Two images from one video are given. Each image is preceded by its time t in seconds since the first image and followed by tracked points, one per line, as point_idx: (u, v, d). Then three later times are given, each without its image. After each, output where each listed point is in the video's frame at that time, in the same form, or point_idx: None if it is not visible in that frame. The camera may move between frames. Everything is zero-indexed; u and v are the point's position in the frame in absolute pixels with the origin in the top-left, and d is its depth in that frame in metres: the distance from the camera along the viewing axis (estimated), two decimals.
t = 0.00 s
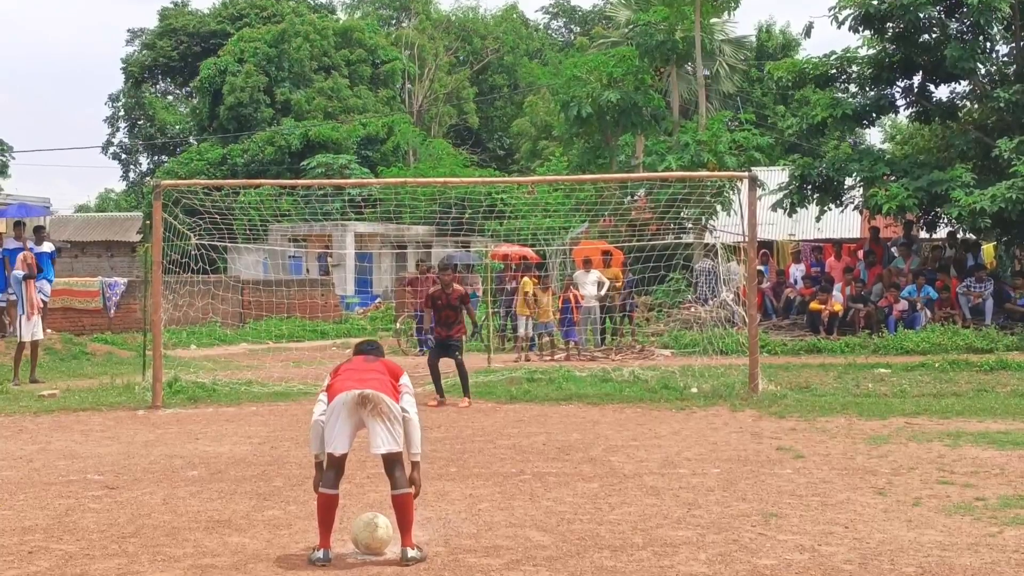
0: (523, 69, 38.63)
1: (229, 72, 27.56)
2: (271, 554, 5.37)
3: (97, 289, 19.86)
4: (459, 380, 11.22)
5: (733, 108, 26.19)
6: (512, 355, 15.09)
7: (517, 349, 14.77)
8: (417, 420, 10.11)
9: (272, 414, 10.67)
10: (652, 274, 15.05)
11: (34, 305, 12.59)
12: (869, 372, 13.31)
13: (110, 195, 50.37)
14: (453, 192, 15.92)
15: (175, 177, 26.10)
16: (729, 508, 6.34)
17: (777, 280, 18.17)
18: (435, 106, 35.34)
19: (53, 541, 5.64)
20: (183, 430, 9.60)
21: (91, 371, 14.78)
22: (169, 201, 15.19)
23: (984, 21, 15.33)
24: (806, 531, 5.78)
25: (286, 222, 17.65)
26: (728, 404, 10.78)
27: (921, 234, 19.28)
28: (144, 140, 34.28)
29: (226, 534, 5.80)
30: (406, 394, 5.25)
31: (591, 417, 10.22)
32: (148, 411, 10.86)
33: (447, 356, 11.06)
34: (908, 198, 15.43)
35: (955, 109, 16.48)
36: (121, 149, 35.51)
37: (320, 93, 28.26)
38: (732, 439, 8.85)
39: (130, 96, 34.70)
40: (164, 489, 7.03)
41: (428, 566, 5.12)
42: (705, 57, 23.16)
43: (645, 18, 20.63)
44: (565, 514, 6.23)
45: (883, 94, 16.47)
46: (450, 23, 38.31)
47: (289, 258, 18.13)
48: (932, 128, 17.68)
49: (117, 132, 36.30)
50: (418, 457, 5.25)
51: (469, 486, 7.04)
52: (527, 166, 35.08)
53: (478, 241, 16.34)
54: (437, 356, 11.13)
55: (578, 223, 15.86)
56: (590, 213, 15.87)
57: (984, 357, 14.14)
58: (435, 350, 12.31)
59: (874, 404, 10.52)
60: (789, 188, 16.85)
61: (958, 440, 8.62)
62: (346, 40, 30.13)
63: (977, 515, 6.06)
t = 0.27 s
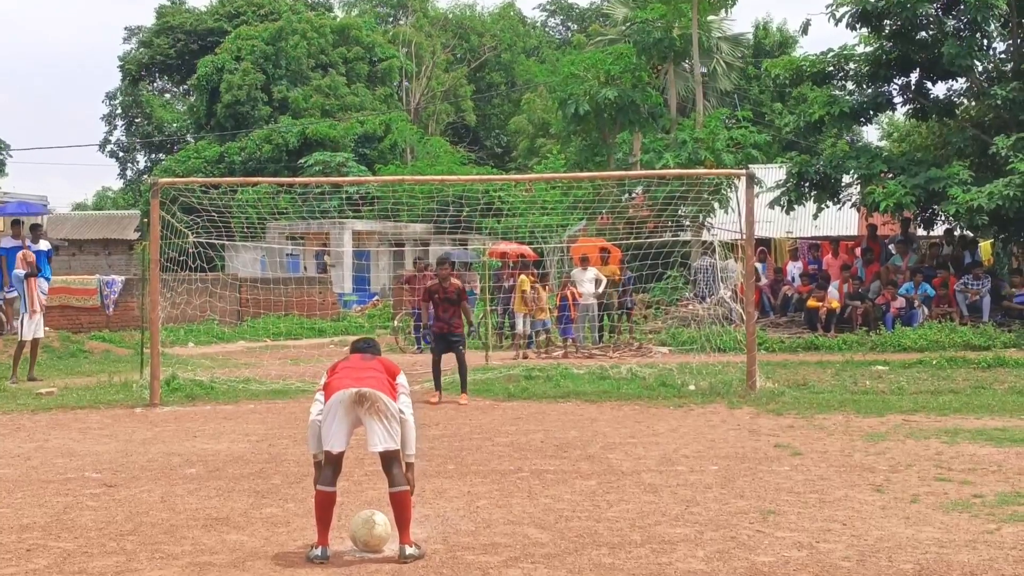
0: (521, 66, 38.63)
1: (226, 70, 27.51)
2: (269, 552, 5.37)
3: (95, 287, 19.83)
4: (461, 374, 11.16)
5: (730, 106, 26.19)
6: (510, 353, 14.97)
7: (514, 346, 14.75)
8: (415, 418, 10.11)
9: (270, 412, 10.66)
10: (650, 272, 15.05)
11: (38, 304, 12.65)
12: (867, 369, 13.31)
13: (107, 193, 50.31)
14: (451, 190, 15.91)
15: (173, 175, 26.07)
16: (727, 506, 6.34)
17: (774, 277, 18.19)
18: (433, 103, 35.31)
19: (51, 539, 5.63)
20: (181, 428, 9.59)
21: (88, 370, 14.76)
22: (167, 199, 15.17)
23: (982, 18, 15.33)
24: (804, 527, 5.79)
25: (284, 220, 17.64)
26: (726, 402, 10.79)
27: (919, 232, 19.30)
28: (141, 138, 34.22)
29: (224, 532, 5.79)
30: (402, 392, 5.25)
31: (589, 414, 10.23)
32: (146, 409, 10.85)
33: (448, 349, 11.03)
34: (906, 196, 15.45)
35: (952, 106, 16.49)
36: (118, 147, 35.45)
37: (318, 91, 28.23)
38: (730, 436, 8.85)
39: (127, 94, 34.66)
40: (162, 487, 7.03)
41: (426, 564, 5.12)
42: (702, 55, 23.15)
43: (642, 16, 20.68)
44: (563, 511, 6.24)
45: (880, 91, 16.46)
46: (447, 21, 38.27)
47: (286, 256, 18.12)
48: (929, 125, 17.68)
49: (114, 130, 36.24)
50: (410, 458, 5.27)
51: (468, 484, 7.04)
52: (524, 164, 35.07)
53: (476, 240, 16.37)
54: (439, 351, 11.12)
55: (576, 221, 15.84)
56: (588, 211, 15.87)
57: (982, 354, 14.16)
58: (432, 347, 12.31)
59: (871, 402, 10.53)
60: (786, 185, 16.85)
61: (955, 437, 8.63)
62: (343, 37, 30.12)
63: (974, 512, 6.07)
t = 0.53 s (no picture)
0: (515, 65, 38.60)
1: (221, 69, 27.45)
2: (265, 552, 5.37)
3: (90, 288, 19.79)
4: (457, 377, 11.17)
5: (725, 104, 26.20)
6: (505, 352, 14.91)
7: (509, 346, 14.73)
8: (411, 417, 10.10)
9: (266, 412, 10.65)
10: (646, 270, 15.09)
11: (32, 305, 12.59)
12: (862, 367, 13.33)
13: (102, 193, 50.20)
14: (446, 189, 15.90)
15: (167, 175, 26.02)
16: (723, 504, 6.35)
17: (770, 275, 18.20)
18: (427, 103, 35.26)
19: (47, 540, 5.62)
20: (176, 429, 9.58)
21: (83, 370, 14.73)
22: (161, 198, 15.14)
23: (976, 15, 15.36)
24: (800, 526, 5.79)
25: (279, 219, 17.60)
26: (722, 400, 10.80)
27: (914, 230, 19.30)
28: (136, 138, 34.15)
29: (220, 532, 5.79)
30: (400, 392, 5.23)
31: (584, 413, 10.23)
32: (141, 410, 10.83)
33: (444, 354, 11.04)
34: (900, 193, 15.47)
35: (947, 104, 16.51)
36: (113, 147, 35.39)
37: (312, 90, 28.20)
38: (725, 435, 8.86)
39: (121, 94, 34.60)
40: (158, 487, 7.02)
41: (422, 563, 5.11)
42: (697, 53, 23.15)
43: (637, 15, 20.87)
44: (559, 510, 6.24)
45: (875, 89, 16.47)
46: (441, 20, 38.22)
47: (281, 255, 18.10)
48: (924, 123, 17.70)
49: (109, 130, 36.16)
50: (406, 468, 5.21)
51: (463, 483, 7.04)
52: (519, 163, 35.05)
53: (471, 239, 16.35)
54: (435, 355, 11.12)
55: (571, 220, 15.83)
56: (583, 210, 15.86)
57: (977, 352, 14.17)
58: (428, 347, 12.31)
59: (866, 399, 10.54)
60: (781, 183, 16.85)
61: (951, 435, 8.64)
62: (338, 37, 30.09)
63: (970, 510, 6.08)
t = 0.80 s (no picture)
0: (506, 71, 38.64)
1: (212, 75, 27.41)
2: (256, 559, 5.34)
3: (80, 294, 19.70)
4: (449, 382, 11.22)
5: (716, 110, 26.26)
6: (497, 357, 15.09)
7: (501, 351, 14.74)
8: (403, 423, 10.08)
9: (257, 419, 10.62)
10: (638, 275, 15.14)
11: (22, 309, 12.52)
12: (854, 372, 13.35)
13: (92, 199, 50.05)
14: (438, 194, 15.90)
15: (159, 180, 25.98)
16: (715, 510, 6.35)
17: (761, 280, 18.27)
18: (419, 108, 35.27)
19: (37, 548, 5.59)
20: (168, 435, 9.54)
21: (74, 377, 14.67)
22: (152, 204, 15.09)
23: (966, 21, 15.42)
24: (792, 531, 5.79)
25: (270, 225, 17.57)
26: (714, 406, 10.80)
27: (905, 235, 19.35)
28: (127, 144, 34.08)
29: (211, 539, 5.76)
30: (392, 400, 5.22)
31: (577, 419, 10.22)
32: (132, 416, 10.79)
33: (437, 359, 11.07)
34: (892, 198, 15.51)
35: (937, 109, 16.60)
36: (104, 153, 35.31)
37: (304, 96, 28.19)
38: (717, 440, 8.86)
39: (113, 100, 34.53)
40: (149, 494, 6.99)
41: (414, 569, 5.09)
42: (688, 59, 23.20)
43: (629, 21, 20.79)
44: (551, 516, 6.22)
45: (866, 95, 16.52)
46: (433, 26, 38.25)
47: (273, 262, 18.09)
48: (915, 128, 17.76)
49: (100, 136, 36.08)
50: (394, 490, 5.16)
51: (456, 489, 7.03)
52: (511, 169, 35.07)
53: (463, 244, 16.36)
54: (427, 359, 11.15)
55: (563, 225, 15.86)
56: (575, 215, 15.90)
57: (967, 357, 14.22)
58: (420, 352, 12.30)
59: (857, 405, 10.56)
60: (772, 189, 16.88)
61: (942, 440, 8.66)
62: (329, 43, 30.11)
63: (961, 515, 6.08)
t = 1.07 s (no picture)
0: (507, 71, 38.66)
1: (212, 74, 27.39)
2: (258, 558, 5.35)
3: (81, 294, 19.73)
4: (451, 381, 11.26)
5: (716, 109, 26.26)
6: (498, 356, 15.11)
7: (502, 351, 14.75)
8: (404, 422, 10.09)
9: (258, 418, 10.62)
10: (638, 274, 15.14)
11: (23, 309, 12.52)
12: (855, 371, 13.35)
13: (93, 199, 50.03)
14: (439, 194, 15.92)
15: (159, 180, 25.99)
16: (716, 508, 6.35)
17: (761, 279, 18.28)
18: (419, 108, 35.26)
19: (38, 547, 5.59)
20: (169, 435, 9.55)
21: (75, 377, 14.67)
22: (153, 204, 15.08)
23: (966, 20, 15.42)
24: (793, 530, 5.79)
25: (271, 225, 17.58)
26: (714, 404, 10.81)
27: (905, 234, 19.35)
28: (127, 144, 34.09)
29: (213, 538, 5.76)
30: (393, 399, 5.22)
31: (577, 418, 10.22)
32: (133, 416, 10.79)
33: (440, 360, 11.09)
34: (892, 197, 15.53)
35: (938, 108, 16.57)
36: (104, 153, 35.32)
37: (304, 96, 28.20)
38: (717, 439, 8.87)
39: (113, 100, 34.54)
40: (150, 494, 6.99)
41: (414, 568, 5.10)
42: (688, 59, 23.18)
43: (628, 20, 20.77)
44: (552, 515, 6.23)
45: (866, 94, 16.52)
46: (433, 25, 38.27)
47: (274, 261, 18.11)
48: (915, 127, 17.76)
49: (100, 136, 36.09)
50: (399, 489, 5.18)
51: (457, 488, 7.03)
52: (511, 168, 35.06)
53: (463, 243, 16.39)
54: (429, 360, 11.12)
55: (563, 224, 15.89)
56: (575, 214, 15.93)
57: (968, 355, 14.21)
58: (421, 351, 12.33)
59: (858, 403, 10.57)
60: (773, 188, 16.90)
61: (943, 438, 8.66)
62: (330, 42, 30.11)
63: (962, 513, 6.09)
